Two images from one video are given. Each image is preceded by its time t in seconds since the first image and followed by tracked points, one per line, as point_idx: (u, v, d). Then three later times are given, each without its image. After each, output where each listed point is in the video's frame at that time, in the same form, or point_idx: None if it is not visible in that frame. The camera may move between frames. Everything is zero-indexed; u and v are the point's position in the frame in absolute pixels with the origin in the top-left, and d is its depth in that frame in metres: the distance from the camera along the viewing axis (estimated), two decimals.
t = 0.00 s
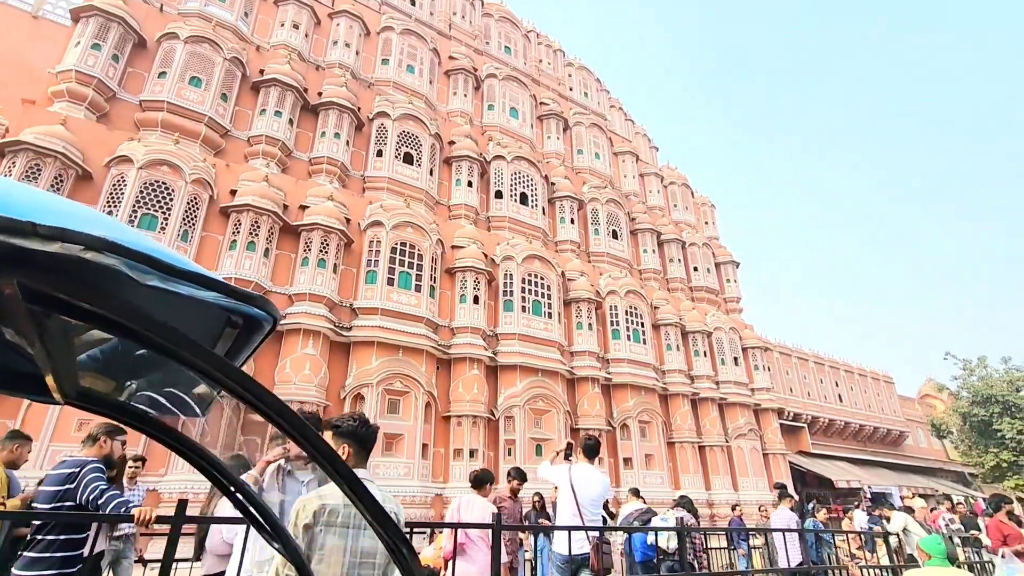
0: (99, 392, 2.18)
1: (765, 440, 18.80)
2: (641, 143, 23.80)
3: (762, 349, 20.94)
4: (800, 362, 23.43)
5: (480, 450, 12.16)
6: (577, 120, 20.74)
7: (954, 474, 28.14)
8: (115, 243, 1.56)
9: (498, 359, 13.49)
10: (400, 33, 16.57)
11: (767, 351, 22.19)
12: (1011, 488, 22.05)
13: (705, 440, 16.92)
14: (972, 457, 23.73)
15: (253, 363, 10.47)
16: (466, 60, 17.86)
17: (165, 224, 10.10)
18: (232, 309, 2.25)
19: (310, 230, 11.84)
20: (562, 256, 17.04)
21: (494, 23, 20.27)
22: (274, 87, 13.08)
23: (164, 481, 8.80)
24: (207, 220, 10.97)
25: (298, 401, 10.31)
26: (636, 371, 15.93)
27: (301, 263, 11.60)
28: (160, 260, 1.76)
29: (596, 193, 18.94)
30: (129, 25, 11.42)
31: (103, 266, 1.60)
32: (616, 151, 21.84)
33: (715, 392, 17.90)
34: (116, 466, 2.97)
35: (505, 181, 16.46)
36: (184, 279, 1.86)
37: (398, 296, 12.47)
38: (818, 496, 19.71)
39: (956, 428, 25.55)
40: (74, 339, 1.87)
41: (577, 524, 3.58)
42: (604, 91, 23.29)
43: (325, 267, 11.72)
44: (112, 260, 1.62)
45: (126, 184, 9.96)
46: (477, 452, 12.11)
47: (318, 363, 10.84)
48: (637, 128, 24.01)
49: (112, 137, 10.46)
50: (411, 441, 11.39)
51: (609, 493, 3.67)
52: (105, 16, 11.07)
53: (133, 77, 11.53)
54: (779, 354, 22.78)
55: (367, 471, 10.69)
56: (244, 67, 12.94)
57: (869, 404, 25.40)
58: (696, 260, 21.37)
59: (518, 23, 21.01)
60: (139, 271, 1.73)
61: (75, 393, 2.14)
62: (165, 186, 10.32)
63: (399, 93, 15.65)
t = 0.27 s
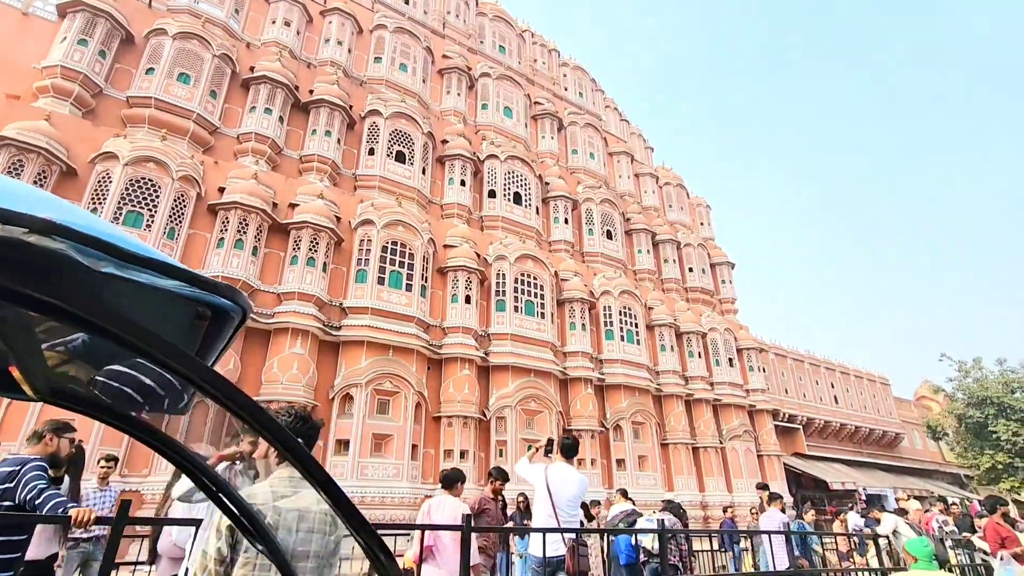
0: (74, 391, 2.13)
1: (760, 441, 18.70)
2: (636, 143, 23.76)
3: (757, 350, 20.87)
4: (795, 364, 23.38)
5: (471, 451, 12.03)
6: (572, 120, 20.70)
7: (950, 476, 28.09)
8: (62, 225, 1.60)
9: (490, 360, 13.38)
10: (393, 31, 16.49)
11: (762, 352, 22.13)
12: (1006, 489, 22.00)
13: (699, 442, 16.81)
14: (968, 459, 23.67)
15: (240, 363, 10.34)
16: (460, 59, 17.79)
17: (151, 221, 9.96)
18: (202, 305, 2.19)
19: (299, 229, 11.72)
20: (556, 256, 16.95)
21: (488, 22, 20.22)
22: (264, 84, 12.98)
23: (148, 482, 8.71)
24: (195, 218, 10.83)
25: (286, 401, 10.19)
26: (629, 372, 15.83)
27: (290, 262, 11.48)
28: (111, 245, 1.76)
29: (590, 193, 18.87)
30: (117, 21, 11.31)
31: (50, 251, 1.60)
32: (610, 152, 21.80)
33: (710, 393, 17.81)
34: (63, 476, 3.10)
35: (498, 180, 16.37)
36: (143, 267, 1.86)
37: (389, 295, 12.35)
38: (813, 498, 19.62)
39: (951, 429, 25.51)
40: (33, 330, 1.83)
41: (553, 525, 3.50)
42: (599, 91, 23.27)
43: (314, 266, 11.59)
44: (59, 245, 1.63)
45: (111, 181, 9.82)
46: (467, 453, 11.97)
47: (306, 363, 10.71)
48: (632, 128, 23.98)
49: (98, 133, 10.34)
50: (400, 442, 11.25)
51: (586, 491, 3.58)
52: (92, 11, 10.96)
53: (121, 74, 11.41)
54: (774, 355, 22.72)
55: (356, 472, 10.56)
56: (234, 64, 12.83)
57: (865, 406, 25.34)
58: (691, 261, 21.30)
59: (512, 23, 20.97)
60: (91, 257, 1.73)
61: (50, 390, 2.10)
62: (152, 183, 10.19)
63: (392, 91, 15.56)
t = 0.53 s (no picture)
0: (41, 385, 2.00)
1: (756, 443, 18.60)
2: (632, 144, 23.71)
3: (753, 351, 20.79)
4: (791, 365, 23.30)
5: (462, 453, 11.91)
6: (567, 121, 20.64)
7: (947, 478, 28.00)
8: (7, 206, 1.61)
9: (482, 360, 13.27)
10: (387, 30, 16.42)
11: (758, 354, 22.05)
12: (1003, 492, 21.92)
13: (695, 444, 16.71)
14: (965, 461, 23.59)
15: (227, 363, 10.21)
16: (454, 59, 17.73)
17: (137, 220, 9.83)
18: (163, 291, 2.18)
19: (289, 228, 11.61)
20: (550, 256, 16.85)
21: (483, 22, 20.18)
22: (255, 83, 12.88)
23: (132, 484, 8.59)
24: (183, 217, 10.72)
25: (274, 402, 10.06)
26: (624, 373, 15.71)
27: (279, 261, 11.37)
28: (59, 226, 1.76)
29: (585, 193, 18.80)
30: (105, 18, 11.20)
31: None
32: (606, 152, 21.75)
33: (705, 395, 17.70)
34: (12, 476, 3.40)
35: (492, 180, 16.29)
36: (96, 251, 1.87)
37: (380, 295, 12.24)
38: (809, 500, 19.50)
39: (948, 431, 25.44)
40: None
41: (528, 527, 3.38)
42: (594, 92, 23.23)
43: (304, 266, 11.48)
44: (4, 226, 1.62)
45: (97, 179, 9.70)
46: (459, 454, 11.85)
47: (295, 364, 10.59)
48: (628, 129, 23.94)
49: (84, 132, 10.23)
50: (390, 443, 11.12)
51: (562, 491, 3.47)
52: (79, 9, 10.86)
53: (109, 72, 11.31)
54: (770, 357, 22.63)
55: (345, 474, 10.44)
56: (225, 63, 12.73)
57: (861, 408, 25.25)
58: (687, 262, 21.23)
59: (507, 23, 20.93)
60: (39, 239, 1.71)
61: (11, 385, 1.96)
62: (138, 181, 10.07)
63: (385, 91, 15.48)
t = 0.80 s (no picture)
0: None
1: (753, 446, 18.47)
2: (627, 146, 23.68)
3: (750, 353, 20.68)
4: (789, 368, 23.19)
5: (454, 456, 11.78)
6: (561, 123, 20.61)
7: (946, 481, 27.86)
8: None
9: (475, 363, 13.15)
10: (380, 32, 16.39)
11: (754, 356, 21.96)
12: (1002, 494, 21.80)
13: (691, 447, 16.58)
14: (963, 463, 23.45)
15: (215, 366, 10.09)
16: (448, 61, 17.70)
17: (123, 222, 9.72)
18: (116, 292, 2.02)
19: (278, 230, 11.51)
20: (544, 258, 16.75)
21: (477, 25, 20.17)
22: (245, 85, 12.81)
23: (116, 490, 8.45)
24: (170, 219, 10.61)
25: (261, 406, 9.93)
26: (618, 376, 15.59)
27: (268, 263, 11.26)
28: None
29: (580, 195, 18.74)
30: (93, 20, 11.13)
31: None
32: (601, 154, 21.70)
33: (701, 397, 17.59)
34: None
35: (486, 182, 16.20)
36: (38, 246, 1.72)
37: (371, 298, 12.14)
38: (807, 503, 19.36)
39: (947, 434, 25.32)
40: None
41: (502, 533, 3.25)
42: (589, 94, 23.21)
43: (294, 268, 11.37)
44: None
45: (83, 181, 9.59)
46: (450, 458, 11.72)
47: (284, 367, 10.47)
48: (623, 131, 23.91)
49: (71, 133, 10.12)
50: (381, 447, 10.97)
51: (538, 493, 3.35)
52: (67, 10, 10.78)
53: (97, 73, 11.21)
54: (767, 359, 22.54)
55: (334, 479, 10.30)
56: (215, 64, 12.66)
57: (859, 410, 25.13)
58: (682, 264, 21.15)
59: (501, 25, 20.92)
60: None
61: None
62: (125, 183, 9.96)
63: (378, 93, 15.42)
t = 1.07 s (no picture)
0: None
1: (751, 450, 18.31)
2: (622, 149, 23.66)
3: (747, 356, 20.56)
4: (787, 370, 23.07)
5: (447, 462, 11.64)
6: (556, 126, 20.58)
7: (947, 483, 27.68)
8: None
9: (468, 367, 13.03)
10: (373, 36, 16.39)
11: (752, 359, 21.85)
12: (1003, 497, 21.63)
13: (688, 451, 16.43)
14: (964, 466, 23.29)
15: (203, 372, 9.96)
16: (441, 65, 17.69)
17: (110, 227, 9.62)
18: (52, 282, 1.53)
19: (269, 234, 11.42)
20: (539, 261, 16.66)
21: (471, 29, 20.20)
22: (236, 89, 12.75)
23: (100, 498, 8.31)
24: (159, 223, 10.52)
25: (250, 412, 9.79)
26: (614, 380, 15.46)
27: (258, 268, 11.16)
28: None
29: (575, 198, 18.67)
30: (81, 24, 11.07)
31: None
32: (596, 157, 21.67)
33: (698, 401, 17.46)
34: None
35: (479, 186, 16.13)
36: None
37: (362, 302, 12.03)
38: (806, 507, 19.19)
39: (946, 436, 25.17)
40: None
41: (477, 539, 3.14)
42: (584, 97, 23.21)
43: (284, 272, 11.27)
44: None
45: (69, 185, 9.49)
46: (443, 464, 11.58)
47: (273, 372, 10.34)
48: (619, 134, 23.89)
49: (58, 137, 10.03)
50: (372, 453, 10.82)
51: (514, 497, 3.24)
52: (55, 14, 10.72)
53: (86, 78, 11.14)
54: (764, 362, 22.42)
55: (324, 486, 10.16)
56: (205, 68, 12.61)
57: (859, 413, 24.97)
58: (679, 266, 21.07)
59: (496, 29, 20.94)
60: None
61: None
62: (112, 187, 9.86)
63: (371, 97, 15.38)
